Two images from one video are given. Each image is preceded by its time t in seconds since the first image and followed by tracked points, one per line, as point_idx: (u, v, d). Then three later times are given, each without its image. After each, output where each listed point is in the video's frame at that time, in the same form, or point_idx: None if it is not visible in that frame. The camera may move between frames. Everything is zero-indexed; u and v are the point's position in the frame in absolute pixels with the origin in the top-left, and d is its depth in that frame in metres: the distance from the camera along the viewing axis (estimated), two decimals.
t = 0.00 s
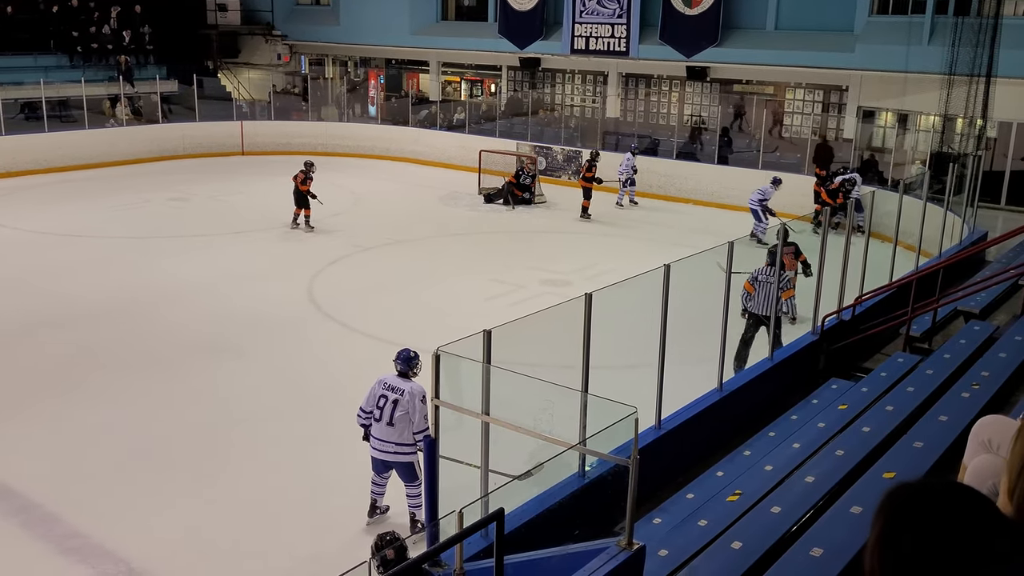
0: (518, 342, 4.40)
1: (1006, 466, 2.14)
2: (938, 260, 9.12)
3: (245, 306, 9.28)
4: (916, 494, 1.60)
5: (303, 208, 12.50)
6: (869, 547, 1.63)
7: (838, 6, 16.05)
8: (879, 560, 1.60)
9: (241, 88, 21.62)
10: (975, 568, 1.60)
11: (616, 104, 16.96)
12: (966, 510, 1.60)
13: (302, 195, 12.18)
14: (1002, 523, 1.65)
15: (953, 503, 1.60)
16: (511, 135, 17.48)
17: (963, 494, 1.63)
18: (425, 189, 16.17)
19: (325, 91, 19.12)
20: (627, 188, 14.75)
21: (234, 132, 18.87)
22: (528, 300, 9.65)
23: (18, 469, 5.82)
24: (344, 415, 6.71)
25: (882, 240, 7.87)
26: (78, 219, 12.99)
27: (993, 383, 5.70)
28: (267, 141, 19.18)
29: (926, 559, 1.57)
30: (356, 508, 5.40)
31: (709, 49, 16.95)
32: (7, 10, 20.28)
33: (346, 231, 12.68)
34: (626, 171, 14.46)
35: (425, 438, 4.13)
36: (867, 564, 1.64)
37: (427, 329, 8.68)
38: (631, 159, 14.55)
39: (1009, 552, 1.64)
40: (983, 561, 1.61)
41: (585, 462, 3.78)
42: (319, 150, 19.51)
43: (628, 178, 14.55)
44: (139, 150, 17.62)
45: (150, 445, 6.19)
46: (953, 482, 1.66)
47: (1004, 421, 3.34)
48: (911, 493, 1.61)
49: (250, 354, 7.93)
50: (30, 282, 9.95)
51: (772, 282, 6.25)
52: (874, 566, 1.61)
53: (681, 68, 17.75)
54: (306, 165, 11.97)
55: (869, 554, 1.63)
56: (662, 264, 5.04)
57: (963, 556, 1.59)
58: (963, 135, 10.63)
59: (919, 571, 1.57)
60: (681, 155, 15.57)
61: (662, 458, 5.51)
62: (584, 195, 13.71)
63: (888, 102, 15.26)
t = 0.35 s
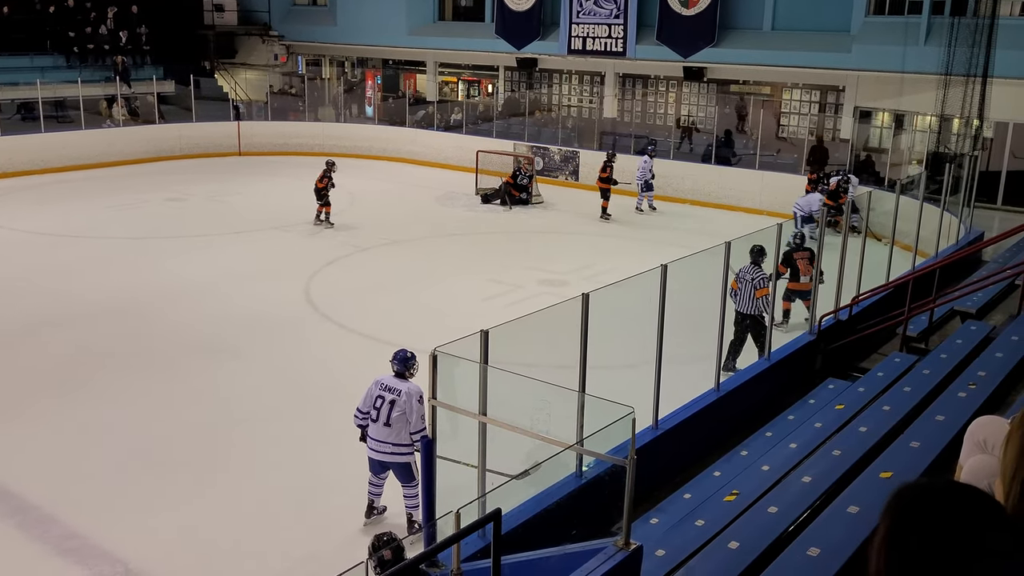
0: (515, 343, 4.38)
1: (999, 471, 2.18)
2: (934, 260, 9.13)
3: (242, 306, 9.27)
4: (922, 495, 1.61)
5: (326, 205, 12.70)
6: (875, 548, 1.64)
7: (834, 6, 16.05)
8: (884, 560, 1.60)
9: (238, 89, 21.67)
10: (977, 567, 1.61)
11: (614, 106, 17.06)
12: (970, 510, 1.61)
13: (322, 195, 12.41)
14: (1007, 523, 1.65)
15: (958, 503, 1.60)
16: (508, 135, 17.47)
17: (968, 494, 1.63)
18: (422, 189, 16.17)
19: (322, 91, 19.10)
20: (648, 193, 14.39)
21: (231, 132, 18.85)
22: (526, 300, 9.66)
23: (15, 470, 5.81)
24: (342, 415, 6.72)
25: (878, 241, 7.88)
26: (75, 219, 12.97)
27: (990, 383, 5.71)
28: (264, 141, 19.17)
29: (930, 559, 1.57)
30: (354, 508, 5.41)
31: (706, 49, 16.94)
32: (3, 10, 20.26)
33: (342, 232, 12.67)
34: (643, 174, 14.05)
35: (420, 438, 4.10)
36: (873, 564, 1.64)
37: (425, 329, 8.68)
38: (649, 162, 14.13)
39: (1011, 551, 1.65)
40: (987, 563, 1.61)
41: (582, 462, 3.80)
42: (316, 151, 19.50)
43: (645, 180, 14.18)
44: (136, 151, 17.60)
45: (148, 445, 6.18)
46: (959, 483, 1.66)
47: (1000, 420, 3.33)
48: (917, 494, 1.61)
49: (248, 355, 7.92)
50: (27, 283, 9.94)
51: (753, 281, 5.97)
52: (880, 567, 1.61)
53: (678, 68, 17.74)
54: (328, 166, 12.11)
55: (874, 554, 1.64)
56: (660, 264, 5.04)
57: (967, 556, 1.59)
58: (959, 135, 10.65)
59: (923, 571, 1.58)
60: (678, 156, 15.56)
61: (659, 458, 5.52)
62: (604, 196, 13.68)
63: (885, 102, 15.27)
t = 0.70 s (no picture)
0: (513, 343, 4.38)
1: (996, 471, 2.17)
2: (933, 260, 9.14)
3: (242, 307, 9.27)
4: (916, 495, 1.61)
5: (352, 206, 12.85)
6: (867, 547, 1.64)
7: (832, 7, 16.05)
8: (876, 560, 1.60)
9: (237, 89, 21.70)
10: (971, 568, 1.62)
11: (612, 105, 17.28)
12: (962, 510, 1.61)
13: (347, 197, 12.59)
14: (998, 523, 1.65)
15: (951, 504, 1.60)
16: (506, 136, 17.47)
17: (961, 495, 1.63)
18: (421, 189, 16.16)
19: (321, 92, 19.07)
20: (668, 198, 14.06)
21: (229, 133, 18.84)
22: (525, 301, 9.66)
23: (14, 470, 5.82)
24: (341, 415, 6.72)
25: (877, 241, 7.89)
26: (74, 220, 12.97)
27: (988, 383, 5.72)
28: (263, 142, 19.17)
29: (922, 560, 1.57)
30: (354, 508, 5.41)
31: (704, 50, 16.96)
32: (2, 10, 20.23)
33: (341, 232, 12.66)
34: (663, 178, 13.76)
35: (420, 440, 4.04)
36: (866, 564, 1.64)
37: (425, 329, 8.68)
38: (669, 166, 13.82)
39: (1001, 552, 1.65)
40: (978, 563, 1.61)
41: (581, 462, 3.81)
42: (314, 151, 19.50)
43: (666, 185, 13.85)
44: (135, 151, 17.60)
45: (147, 446, 6.18)
46: (952, 485, 1.66)
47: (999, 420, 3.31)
48: (908, 494, 1.61)
49: (247, 355, 7.92)
50: (26, 283, 9.94)
51: (743, 283, 5.89)
52: (872, 566, 1.61)
53: (677, 69, 17.75)
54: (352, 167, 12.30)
55: (866, 553, 1.64)
56: (659, 264, 5.03)
57: (958, 557, 1.59)
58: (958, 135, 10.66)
59: (914, 571, 1.58)
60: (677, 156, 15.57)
61: (659, 458, 5.52)
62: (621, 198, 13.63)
63: (884, 102, 15.29)
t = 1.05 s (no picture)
0: (511, 344, 4.39)
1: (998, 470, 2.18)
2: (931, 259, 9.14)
3: (240, 306, 9.27)
4: (919, 493, 1.61)
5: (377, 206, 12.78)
6: (871, 547, 1.64)
7: (831, 6, 16.06)
8: (880, 558, 1.61)
9: (235, 87, 21.70)
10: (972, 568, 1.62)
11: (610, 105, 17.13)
12: (966, 508, 1.62)
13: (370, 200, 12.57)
14: (1004, 523, 1.66)
15: (955, 502, 1.61)
16: (505, 134, 17.46)
17: (964, 494, 1.64)
18: (419, 188, 16.16)
19: (319, 90, 19.09)
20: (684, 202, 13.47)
21: (228, 131, 18.83)
22: (524, 299, 9.66)
23: (13, 469, 5.81)
24: (340, 415, 6.72)
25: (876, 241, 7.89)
26: (72, 218, 12.97)
27: (987, 381, 5.72)
28: (261, 140, 19.16)
29: (924, 558, 1.58)
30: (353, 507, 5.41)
31: (703, 48, 16.97)
32: None
33: (339, 231, 12.66)
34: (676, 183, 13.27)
35: (419, 439, 4.04)
36: (870, 563, 1.65)
37: (424, 328, 8.68)
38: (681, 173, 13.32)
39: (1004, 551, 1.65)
40: (981, 563, 1.62)
41: (580, 461, 3.81)
42: (313, 150, 19.49)
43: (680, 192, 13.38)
44: (133, 150, 17.58)
45: (146, 445, 6.18)
46: (956, 483, 1.66)
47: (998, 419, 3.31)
48: (910, 492, 1.62)
49: (245, 354, 7.91)
50: (23, 282, 9.93)
51: (743, 287, 5.90)
52: (877, 564, 1.62)
53: (675, 67, 17.74)
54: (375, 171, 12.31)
55: (871, 552, 1.64)
56: (658, 262, 5.03)
57: (963, 556, 1.60)
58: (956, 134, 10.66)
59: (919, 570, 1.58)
60: (676, 155, 15.58)
61: (657, 456, 5.52)
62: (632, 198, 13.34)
63: (882, 100, 15.29)
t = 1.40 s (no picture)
0: (513, 342, 4.39)
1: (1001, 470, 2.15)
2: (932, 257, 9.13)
3: (241, 304, 9.27)
4: (915, 490, 1.62)
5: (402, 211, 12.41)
6: (866, 544, 1.64)
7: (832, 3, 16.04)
8: (877, 556, 1.60)
9: (236, 86, 21.70)
10: (968, 568, 1.61)
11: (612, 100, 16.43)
12: (965, 506, 1.62)
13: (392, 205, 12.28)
14: (1001, 523, 1.66)
15: (951, 499, 1.61)
16: (506, 132, 17.44)
17: (960, 490, 1.64)
18: (420, 186, 16.15)
19: (320, 88, 19.02)
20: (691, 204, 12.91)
21: (229, 129, 18.83)
22: (525, 297, 9.66)
23: (14, 467, 5.82)
24: (341, 412, 6.72)
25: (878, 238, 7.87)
26: (74, 217, 12.98)
27: (988, 379, 5.72)
28: (262, 138, 19.16)
29: (921, 556, 1.57)
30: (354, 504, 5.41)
31: (704, 45, 16.96)
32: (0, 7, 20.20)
33: (340, 229, 12.66)
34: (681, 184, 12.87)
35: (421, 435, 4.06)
36: (865, 561, 1.64)
37: (424, 326, 8.68)
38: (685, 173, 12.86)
39: (1000, 549, 1.65)
40: (980, 562, 1.62)
41: (581, 458, 3.85)
42: (314, 148, 19.48)
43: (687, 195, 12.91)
44: (134, 148, 17.59)
45: (146, 443, 6.18)
46: (955, 480, 1.66)
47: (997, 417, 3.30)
48: (907, 490, 1.62)
49: (246, 352, 7.92)
50: (25, 280, 9.94)
51: (743, 290, 5.88)
52: (872, 563, 1.61)
53: (676, 64, 17.73)
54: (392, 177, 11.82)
55: (866, 551, 1.63)
56: (660, 260, 5.02)
57: (963, 555, 1.59)
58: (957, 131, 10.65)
59: (914, 567, 1.57)
60: (677, 152, 15.58)
61: (658, 453, 5.52)
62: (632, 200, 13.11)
63: (883, 98, 15.29)
